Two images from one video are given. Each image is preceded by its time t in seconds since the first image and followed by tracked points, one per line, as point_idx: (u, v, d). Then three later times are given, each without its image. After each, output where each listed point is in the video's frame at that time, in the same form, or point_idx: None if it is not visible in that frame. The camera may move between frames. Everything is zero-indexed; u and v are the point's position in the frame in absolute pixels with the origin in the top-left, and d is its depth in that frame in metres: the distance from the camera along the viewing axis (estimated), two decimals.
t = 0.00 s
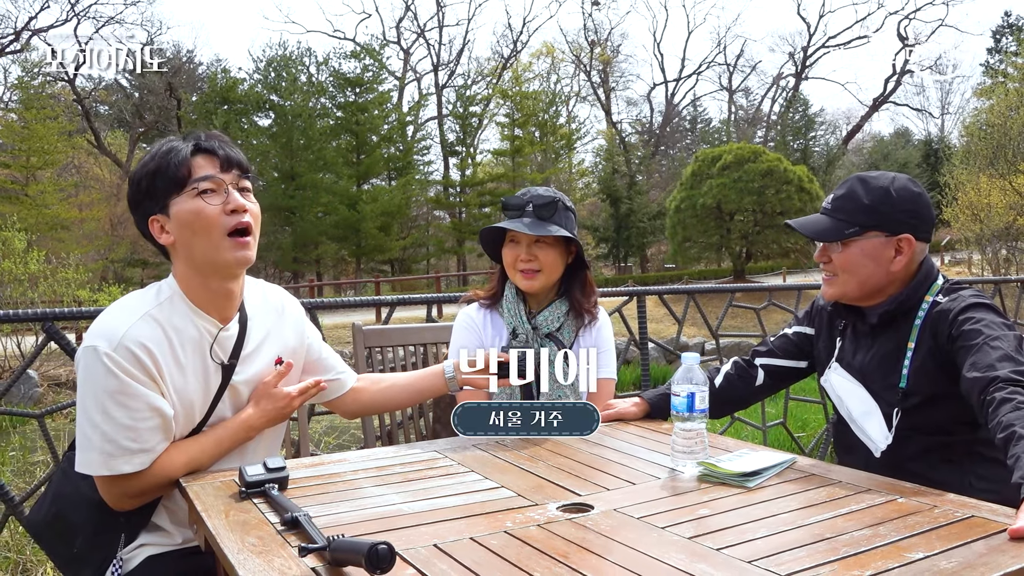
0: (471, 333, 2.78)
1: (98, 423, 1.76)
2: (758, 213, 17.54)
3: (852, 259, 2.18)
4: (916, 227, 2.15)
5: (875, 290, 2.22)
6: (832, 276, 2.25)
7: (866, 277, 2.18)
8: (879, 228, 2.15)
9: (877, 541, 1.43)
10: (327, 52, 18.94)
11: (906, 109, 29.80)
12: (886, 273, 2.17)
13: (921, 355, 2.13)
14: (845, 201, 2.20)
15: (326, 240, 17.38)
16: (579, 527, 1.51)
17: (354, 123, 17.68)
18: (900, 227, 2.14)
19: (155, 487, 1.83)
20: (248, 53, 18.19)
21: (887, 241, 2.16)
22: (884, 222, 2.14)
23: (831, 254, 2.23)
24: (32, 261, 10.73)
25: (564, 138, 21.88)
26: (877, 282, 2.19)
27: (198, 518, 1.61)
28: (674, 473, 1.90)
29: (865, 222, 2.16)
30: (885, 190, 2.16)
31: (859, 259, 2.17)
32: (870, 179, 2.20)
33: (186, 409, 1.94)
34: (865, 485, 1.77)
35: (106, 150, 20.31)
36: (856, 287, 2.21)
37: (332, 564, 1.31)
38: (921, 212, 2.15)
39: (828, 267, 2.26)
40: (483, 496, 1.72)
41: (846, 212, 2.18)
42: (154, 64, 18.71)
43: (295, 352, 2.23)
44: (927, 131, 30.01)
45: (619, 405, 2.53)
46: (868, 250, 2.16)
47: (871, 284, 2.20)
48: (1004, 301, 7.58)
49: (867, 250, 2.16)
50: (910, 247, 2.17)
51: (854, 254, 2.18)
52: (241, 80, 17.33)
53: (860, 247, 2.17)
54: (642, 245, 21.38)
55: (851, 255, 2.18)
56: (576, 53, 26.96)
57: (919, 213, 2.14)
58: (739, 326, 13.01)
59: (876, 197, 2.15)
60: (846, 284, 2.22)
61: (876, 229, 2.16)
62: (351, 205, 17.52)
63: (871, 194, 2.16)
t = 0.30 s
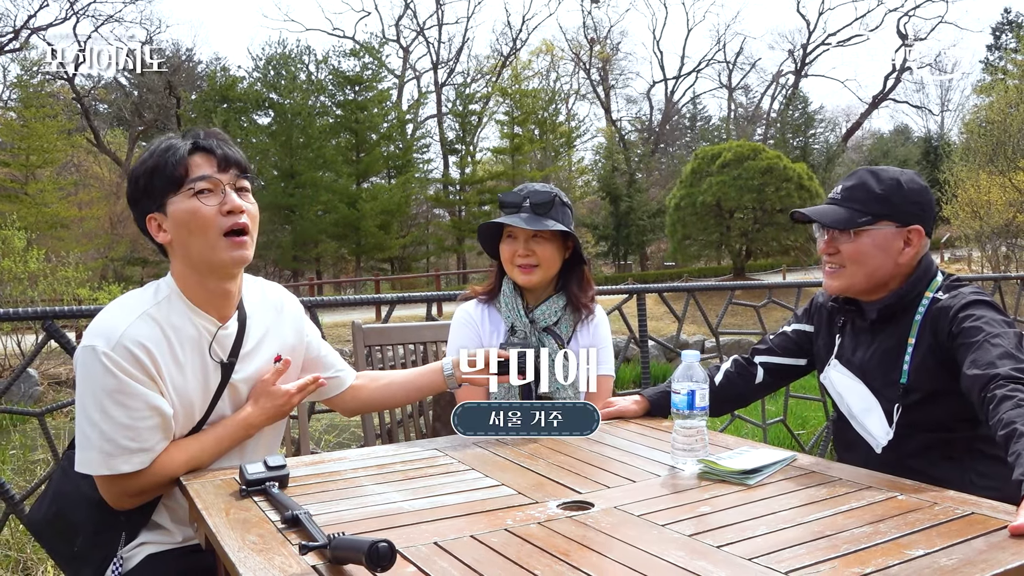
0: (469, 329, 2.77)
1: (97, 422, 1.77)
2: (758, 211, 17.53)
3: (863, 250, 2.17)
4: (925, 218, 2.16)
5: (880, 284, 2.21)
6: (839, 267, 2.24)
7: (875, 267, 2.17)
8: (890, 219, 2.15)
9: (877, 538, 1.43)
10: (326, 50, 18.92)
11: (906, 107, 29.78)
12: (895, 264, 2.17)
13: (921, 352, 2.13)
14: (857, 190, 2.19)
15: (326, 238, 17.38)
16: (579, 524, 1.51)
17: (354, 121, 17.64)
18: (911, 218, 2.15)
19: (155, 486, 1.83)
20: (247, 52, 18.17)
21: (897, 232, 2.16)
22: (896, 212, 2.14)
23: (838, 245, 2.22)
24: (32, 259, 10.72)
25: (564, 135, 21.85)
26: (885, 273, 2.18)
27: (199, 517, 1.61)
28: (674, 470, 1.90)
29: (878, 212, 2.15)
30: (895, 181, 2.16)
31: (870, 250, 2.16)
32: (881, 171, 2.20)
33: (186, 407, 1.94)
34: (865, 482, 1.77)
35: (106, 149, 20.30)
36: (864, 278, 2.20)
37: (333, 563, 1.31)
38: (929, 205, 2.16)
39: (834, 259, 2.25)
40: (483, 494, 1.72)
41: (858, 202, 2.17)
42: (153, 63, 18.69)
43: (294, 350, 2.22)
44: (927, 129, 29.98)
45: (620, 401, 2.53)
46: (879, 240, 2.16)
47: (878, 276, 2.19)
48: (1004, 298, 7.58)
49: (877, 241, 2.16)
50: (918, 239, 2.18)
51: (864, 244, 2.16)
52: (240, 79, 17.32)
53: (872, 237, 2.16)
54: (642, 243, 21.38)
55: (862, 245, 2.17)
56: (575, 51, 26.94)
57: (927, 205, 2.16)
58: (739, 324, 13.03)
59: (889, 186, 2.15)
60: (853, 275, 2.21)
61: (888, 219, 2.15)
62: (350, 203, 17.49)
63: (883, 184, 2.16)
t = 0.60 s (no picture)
0: (468, 329, 2.77)
1: (95, 419, 1.76)
2: (758, 211, 17.52)
3: (878, 242, 2.16)
4: (930, 214, 2.19)
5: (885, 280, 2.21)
6: (850, 261, 2.22)
7: (889, 261, 2.17)
8: (902, 212, 2.16)
9: (876, 537, 1.43)
10: (326, 50, 18.90)
11: (905, 106, 29.78)
12: (905, 258, 2.18)
13: (921, 350, 2.13)
14: (867, 183, 2.19)
15: (326, 238, 17.38)
16: (579, 524, 1.51)
17: (354, 121, 17.62)
18: (920, 212, 2.16)
19: (152, 484, 1.83)
20: (247, 51, 18.15)
21: (907, 224, 2.17)
22: (907, 204, 2.16)
23: (852, 237, 2.20)
24: (32, 259, 10.72)
25: (563, 135, 21.85)
26: (897, 268, 2.18)
27: (198, 516, 1.61)
28: (674, 470, 1.90)
29: (891, 204, 2.16)
30: (905, 178, 2.18)
31: (884, 243, 2.16)
32: (889, 168, 2.21)
33: (183, 405, 1.94)
34: (865, 481, 1.78)
35: (105, 149, 20.30)
36: (877, 273, 2.19)
37: (332, 562, 1.31)
38: (930, 200, 2.19)
39: (846, 252, 2.23)
40: (483, 493, 1.72)
41: (872, 195, 2.17)
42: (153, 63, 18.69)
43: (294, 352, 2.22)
44: (926, 128, 29.99)
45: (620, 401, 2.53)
46: (893, 232, 2.16)
47: (891, 272, 2.19)
48: (1003, 298, 7.58)
49: (891, 233, 2.16)
50: (925, 233, 2.19)
51: (879, 236, 2.16)
52: (240, 79, 17.31)
53: (887, 229, 2.16)
54: (641, 243, 21.38)
55: (877, 238, 2.16)
56: (575, 50, 26.93)
57: (930, 200, 2.19)
58: (739, 323, 13.04)
59: (899, 181, 2.16)
60: (866, 269, 2.19)
61: (900, 212, 2.16)
62: (349, 203, 17.47)
63: (894, 179, 2.17)
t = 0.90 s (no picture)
0: (468, 329, 2.76)
1: (105, 424, 1.76)
2: (757, 209, 17.54)
3: (880, 238, 2.16)
4: (929, 212, 2.19)
5: (886, 277, 2.21)
6: (851, 258, 2.21)
7: (891, 258, 2.17)
8: (904, 209, 2.16)
9: (876, 535, 1.43)
10: (325, 49, 18.90)
11: (904, 104, 29.80)
12: (906, 255, 2.18)
13: (920, 347, 2.13)
14: (867, 180, 2.18)
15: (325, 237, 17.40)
16: (579, 522, 1.51)
17: (353, 120, 17.60)
18: (920, 209, 2.17)
19: (153, 489, 1.84)
20: (245, 50, 18.15)
21: (908, 221, 2.17)
22: (908, 202, 2.15)
23: (854, 233, 2.19)
24: (31, 260, 10.72)
25: (563, 134, 21.85)
26: (899, 264, 2.18)
27: (198, 516, 1.61)
28: (674, 467, 1.91)
29: (892, 201, 2.15)
30: (905, 176, 2.17)
31: (887, 238, 2.16)
32: (889, 166, 2.20)
33: (193, 414, 1.94)
34: (865, 478, 1.78)
35: (104, 148, 20.30)
36: (882, 268, 2.18)
37: (332, 560, 1.31)
38: (927, 196, 2.18)
39: (847, 249, 2.22)
40: (483, 491, 1.72)
41: (874, 191, 2.16)
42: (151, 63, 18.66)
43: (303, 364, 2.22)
44: (925, 127, 30.02)
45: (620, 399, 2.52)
46: (895, 229, 2.16)
47: (894, 270, 2.18)
48: (1002, 296, 7.60)
49: (893, 230, 2.16)
50: (924, 229, 2.20)
51: (881, 233, 2.16)
52: (239, 78, 17.31)
53: (888, 226, 2.15)
54: (640, 242, 21.40)
55: (879, 234, 2.16)
56: (574, 49, 26.92)
57: (929, 197, 2.18)
58: (738, 322, 13.07)
59: (899, 179, 2.16)
60: (867, 266, 2.18)
61: (902, 208, 2.16)
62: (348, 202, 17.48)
63: (895, 176, 2.16)
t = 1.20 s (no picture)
0: (466, 328, 2.75)
1: (104, 418, 1.76)
2: (755, 207, 17.54)
3: (877, 235, 2.16)
4: (928, 208, 2.19)
5: (887, 273, 2.20)
6: (849, 255, 2.21)
7: (888, 254, 2.17)
8: (901, 205, 2.15)
9: (876, 533, 1.43)
10: (323, 48, 18.89)
11: (903, 102, 29.79)
12: (903, 252, 2.18)
13: (918, 345, 2.13)
14: (865, 177, 2.19)
15: (323, 236, 17.38)
16: (579, 520, 1.51)
17: (351, 119, 17.56)
18: (917, 205, 2.16)
19: (155, 484, 1.83)
20: (244, 49, 18.13)
21: (905, 218, 2.16)
22: (904, 198, 2.15)
23: (851, 231, 2.19)
24: (29, 259, 10.70)
25: (561, 132, 21.84)
26: (895, 261, 2.18)
27: (197, 515, 1.61)
28: (673, 466, 1.90)
29: (889, 197, 2.15)
30: (903, 172, 2.16)
31: (884, 236, 2.16)
32: (887, 164, 2.20)
33: (193, 407, 1.94)
34: (865, 476, 1.78)
35: (102, 147, 20.27)
36: (879, 265, 2.18)
37: (332, 559, 1.30)
38: (927, 194, 2.18)
39: (844, 247, 2.22)
40: (483, 489, 1.72)
41: (871, 188, 2.16)
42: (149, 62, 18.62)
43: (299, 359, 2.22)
44: (923, 125, 30.01)
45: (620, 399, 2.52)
46: (892, 225, 2.16)
47: (891, 267, 2.19)
48: (1001, 293, 7.59)
49: (890, 227, 2.16)
50: (922, 226, 2.19)
51: (878, 230, 2.16)
52: (238, 76, 17.30)
53: (886, 222, 2.15)
54: (639, 240, 21.41)
55: (877, 231, 2.16)
56: (573, 48, 26.90)
57: (927, 193, 2.18)
58: (738, 320, 13.07)
59: (896, 175, 2.15)
60: (866, 263, 2.19)
61: (899, 205, 2.15)
62: (347, 201, 17.47)
63: (893, 172, 2.16)
